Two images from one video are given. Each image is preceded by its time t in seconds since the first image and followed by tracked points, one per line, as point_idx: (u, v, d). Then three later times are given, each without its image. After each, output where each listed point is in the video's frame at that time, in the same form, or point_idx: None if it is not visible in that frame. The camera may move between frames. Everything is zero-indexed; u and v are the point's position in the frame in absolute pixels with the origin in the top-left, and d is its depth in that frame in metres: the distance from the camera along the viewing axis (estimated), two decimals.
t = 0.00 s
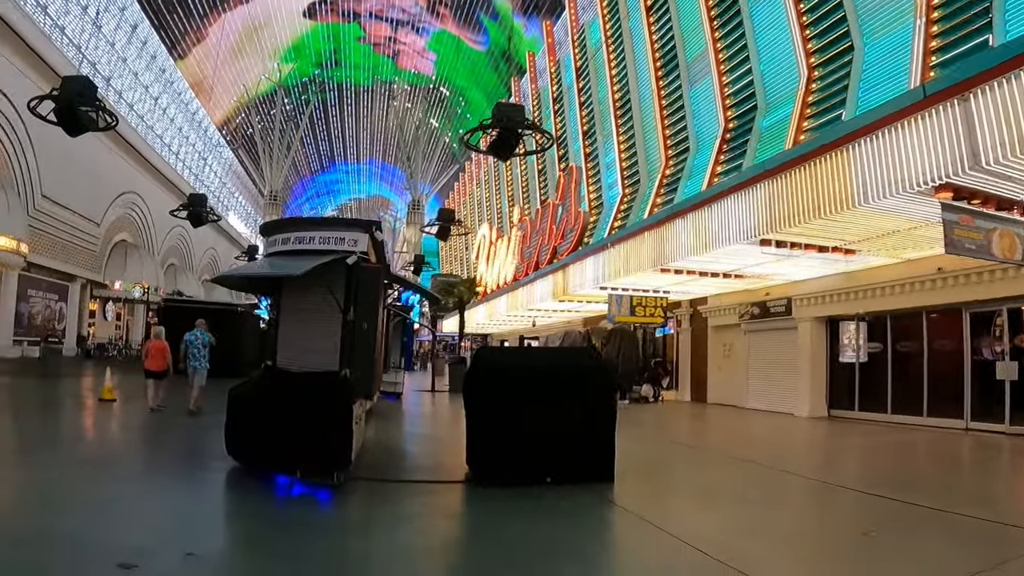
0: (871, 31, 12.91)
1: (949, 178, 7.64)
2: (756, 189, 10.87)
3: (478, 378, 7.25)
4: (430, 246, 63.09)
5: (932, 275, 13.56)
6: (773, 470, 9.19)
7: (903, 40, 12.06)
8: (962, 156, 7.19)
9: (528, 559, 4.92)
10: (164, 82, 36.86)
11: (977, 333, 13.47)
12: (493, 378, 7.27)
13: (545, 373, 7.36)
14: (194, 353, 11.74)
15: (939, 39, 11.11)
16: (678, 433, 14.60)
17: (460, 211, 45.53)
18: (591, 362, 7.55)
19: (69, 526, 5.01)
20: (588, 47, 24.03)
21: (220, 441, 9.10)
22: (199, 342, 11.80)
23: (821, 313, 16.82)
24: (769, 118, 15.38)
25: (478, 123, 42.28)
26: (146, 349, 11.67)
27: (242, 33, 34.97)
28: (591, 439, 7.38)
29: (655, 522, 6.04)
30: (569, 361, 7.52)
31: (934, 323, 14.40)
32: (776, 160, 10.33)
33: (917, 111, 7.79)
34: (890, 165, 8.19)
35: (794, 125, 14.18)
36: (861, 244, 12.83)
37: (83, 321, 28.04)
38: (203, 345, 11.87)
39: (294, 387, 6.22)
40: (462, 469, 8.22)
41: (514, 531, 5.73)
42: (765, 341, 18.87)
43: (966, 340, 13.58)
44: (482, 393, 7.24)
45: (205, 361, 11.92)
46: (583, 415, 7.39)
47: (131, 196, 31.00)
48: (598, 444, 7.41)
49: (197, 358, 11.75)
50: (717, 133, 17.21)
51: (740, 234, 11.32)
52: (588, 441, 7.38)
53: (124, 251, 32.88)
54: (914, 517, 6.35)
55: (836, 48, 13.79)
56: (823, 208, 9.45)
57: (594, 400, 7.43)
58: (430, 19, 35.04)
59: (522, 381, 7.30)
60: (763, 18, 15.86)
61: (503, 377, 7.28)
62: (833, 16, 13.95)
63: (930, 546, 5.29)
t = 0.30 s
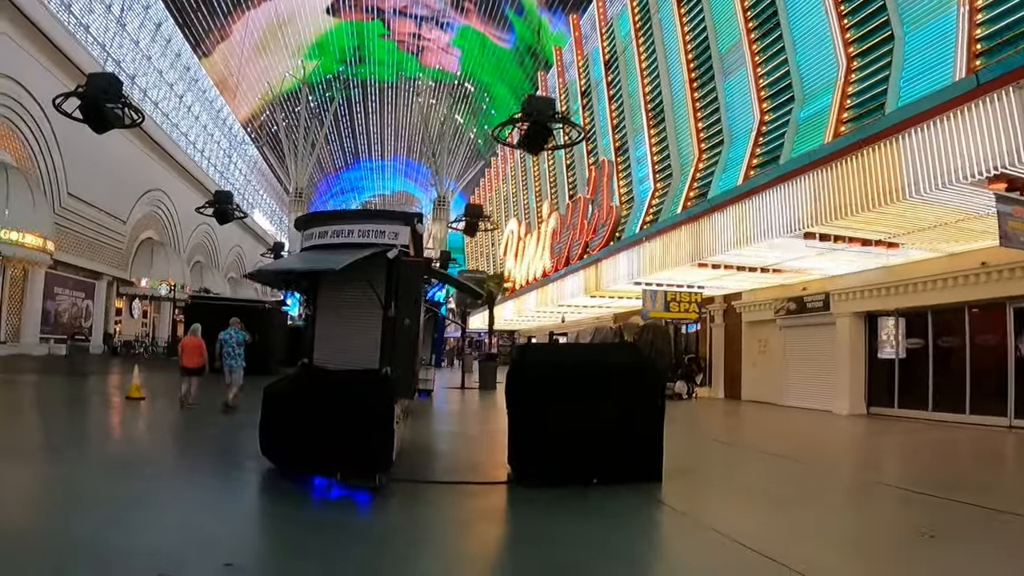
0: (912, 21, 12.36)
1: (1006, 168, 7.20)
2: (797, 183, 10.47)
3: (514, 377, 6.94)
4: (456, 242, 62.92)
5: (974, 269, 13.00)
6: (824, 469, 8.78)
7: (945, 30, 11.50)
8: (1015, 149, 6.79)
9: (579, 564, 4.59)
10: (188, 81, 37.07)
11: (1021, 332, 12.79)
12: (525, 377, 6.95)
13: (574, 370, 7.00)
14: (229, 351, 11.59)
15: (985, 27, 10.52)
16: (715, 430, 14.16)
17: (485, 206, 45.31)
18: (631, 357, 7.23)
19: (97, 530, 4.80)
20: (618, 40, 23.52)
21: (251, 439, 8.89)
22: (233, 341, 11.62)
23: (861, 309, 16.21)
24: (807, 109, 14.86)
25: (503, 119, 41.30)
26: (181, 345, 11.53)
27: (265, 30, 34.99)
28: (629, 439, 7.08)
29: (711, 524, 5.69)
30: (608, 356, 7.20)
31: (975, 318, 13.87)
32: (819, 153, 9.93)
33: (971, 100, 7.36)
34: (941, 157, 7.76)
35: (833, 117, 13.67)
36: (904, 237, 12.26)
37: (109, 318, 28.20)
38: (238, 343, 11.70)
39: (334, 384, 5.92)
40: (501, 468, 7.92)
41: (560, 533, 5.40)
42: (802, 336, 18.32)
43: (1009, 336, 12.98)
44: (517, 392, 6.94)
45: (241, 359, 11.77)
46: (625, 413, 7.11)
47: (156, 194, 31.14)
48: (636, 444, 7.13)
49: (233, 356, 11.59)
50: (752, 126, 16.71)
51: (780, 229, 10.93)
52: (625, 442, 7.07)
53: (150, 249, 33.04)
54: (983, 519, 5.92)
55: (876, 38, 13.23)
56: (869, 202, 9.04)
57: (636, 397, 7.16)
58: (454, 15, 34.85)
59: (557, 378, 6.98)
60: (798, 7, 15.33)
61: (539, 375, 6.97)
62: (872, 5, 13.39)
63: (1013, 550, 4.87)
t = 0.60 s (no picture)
0: (940, 8, 11.93)
1: None
2: (826, 173, 10.04)
3: (543, 370, 6.66)
4: (468, 238, 62.81)
5: (1005, 262, 12.57)
6: (863, 466, 8.40)
7: (976, 17, 11.09)
8: None
9: (622, 571, 4.26)
10: (199, 77, 36.95)
11: None
12: (552, 371, 6.67)
13: (605, 366, 6.70)
14: (249, 347, 11.34)
15: (1018, 14, 10.08)
16: (737, 426, 13.80)
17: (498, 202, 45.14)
18: (660, 350, 6.91)
19: (106, 532, 4.52)
20: (633, 32, 23.02)
21: (266, 436, 8.61)
22: (253, 336, 11.37)
23: (885, 303, 15.73)
24: (832, 99, 14.44)
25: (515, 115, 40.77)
26: (199, 342, 11.32)
27: (277, 26, 34.90)
28: (662, 437, 6.76)
29: (758, 528, 5.33)
30: (640, 350, 6.86)
31: (1003, 312, 13.44)
32: (848, 142, 9.50)
33: (1013, 86, 6.94)
34: (981, 144, 7.34)
35: (859, 108, 13.26)
36: (936, 229, 11.82)
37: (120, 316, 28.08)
38: (258, 339, 11.44)
39: (359, 378, 5.60)
40: (527, 467, 7.59)
41: (597, 536, 5.07)
42: (825, 331, 17.90)
43: None
44: (543, 386, 6.66)
45: (262, 354, 11.53)
46: (659, 409, 6.79)
47: (168, 191, 31.04)
48: (670, 443, 6.81)
49: (253, 352, 11.34)
50: (774, 117, 16.30)
51: (808, 221, 10.50)
52: (659, 440, 6.75)
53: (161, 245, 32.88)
54: None
55: (903, 26, 12.80)
56: (902, 193, 8.61)
57: (669, 393, 6.83)
58: (466, 11, 34.71)
59: (587, 370, 6.68)
60: None
61: (566, 368, 6.66)
62: None
63: None
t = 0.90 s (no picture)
0: None
1: None
2: (861, 168, 9.55)
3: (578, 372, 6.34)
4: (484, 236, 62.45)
5: None
6: (903, 467, 7.96)
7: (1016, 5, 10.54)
8: None
9: None
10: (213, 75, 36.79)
11: None
12: (590, 374, 6.34)
13: (646, 370, 6.32)
14: (275, 349, 11.04)
15: None
16: (766, 427, 13.37)
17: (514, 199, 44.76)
18: (699, 348, 6.47)
19: (111, 546, 4.20)
20: (653, 25, 22.46)
21: (283, 440, 8.30)
22: (279, 338, 11.08)
23: (916, 302, 15.21)
24: (863, 92, 13.93)
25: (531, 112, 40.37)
26: (219, 343, 11.03)
27: (291, 24, 34.72)
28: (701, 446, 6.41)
29: (818, 544, 4.91)
30: (683, 352, 6.44)
31: None
32: (884, 137, 9.00)
33: None
34: None
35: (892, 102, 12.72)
36: (975, 226, 11.28)
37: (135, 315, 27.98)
38: (285, 341, 11.16)
39: (386, 387, 5.10)
40: (557, 472, 7.19)
41: (641, 552, 4.65)
42: (853, 330, 17.39)
43: None
44: (581, 389, 6.37)
45: (287, 356, 11.26)
46: (703, 414, 6.44)
47: (183, 189, 30.94)
48: (710, 452, 6.45)
49: (279, 354, 11.06)
50: (801, 111, 15.79)
51: (842, 218, 10.00)
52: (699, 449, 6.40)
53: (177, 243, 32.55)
54: None
55: (936, 16, 12.24)
56: (943, 189, 8.10)
57: (711, 397, 6.47)
58: (482, 8, 34.39)
59: (626, 373, 6.31)
60: None
61: (605, 373, 6.30)
62: None
63: None
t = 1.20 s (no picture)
0: None
1: None
2: (914, 158, 8.93)
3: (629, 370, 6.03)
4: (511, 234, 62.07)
5: None
6: (974, 468, 7.36)
7: None
8: None
9: None
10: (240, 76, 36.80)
11: None
12: (644, 369, 6.02)
13: (700, 367, 5.92)
14: (314, 347, 10.83)
15: None
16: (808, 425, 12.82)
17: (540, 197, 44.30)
18: (758, 340, 6.09)
19: (128, 553, 3.89)
20: (685, 17, 21.81)
21: (312, 440, 7.97)
22: (318, 336, 10.86)
23: (960, 297, 14.41)
24: (906, 81, 13.27)
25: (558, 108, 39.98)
26: (256, 344, 10.85)
27: (316, 23, 34.73)
28: (761, 444, 5.97)
29: (900, 553, 4.44)
30: (741, 348, 6.02)
31: None
32: (940, 124, 8.38)
33: None
34: None
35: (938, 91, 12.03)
36: None
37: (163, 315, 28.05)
38: (323, 339, 10.94)
39: (432, 385, 4.75)
40: (601, 473, 6.76)
41: (703, 561, 4.19)
42: (896, 326, 16.70)
43: None
44: (634, 384, 6.06)
45: (325, 354, 11.01)
46: (765, 413, 6.00)
47: (210, 188, 31.06)
48: (773, 453, 6.01)
49: (317, 352, 10.84)
50: (842, 103, 15.15)
51: (892, 211, 9.38)
52: (758, 447, 5.96)
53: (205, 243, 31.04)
54: None
55: None
56: (1003, 177, 7.46)
57: (775, 394, 6.03)
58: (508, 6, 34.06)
59: (679, 371, 5.92)
60: None
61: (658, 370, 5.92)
62: None
63: None
